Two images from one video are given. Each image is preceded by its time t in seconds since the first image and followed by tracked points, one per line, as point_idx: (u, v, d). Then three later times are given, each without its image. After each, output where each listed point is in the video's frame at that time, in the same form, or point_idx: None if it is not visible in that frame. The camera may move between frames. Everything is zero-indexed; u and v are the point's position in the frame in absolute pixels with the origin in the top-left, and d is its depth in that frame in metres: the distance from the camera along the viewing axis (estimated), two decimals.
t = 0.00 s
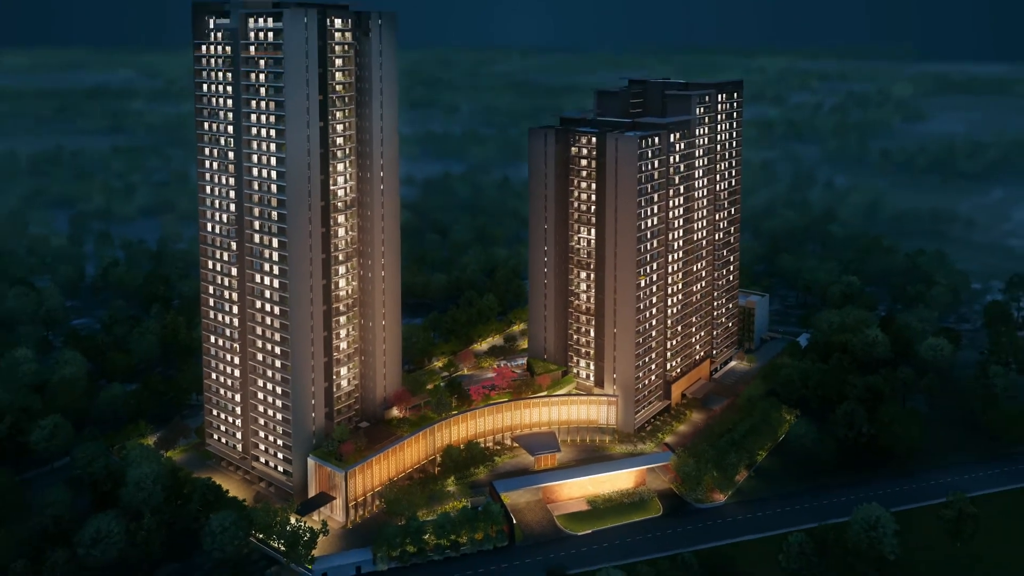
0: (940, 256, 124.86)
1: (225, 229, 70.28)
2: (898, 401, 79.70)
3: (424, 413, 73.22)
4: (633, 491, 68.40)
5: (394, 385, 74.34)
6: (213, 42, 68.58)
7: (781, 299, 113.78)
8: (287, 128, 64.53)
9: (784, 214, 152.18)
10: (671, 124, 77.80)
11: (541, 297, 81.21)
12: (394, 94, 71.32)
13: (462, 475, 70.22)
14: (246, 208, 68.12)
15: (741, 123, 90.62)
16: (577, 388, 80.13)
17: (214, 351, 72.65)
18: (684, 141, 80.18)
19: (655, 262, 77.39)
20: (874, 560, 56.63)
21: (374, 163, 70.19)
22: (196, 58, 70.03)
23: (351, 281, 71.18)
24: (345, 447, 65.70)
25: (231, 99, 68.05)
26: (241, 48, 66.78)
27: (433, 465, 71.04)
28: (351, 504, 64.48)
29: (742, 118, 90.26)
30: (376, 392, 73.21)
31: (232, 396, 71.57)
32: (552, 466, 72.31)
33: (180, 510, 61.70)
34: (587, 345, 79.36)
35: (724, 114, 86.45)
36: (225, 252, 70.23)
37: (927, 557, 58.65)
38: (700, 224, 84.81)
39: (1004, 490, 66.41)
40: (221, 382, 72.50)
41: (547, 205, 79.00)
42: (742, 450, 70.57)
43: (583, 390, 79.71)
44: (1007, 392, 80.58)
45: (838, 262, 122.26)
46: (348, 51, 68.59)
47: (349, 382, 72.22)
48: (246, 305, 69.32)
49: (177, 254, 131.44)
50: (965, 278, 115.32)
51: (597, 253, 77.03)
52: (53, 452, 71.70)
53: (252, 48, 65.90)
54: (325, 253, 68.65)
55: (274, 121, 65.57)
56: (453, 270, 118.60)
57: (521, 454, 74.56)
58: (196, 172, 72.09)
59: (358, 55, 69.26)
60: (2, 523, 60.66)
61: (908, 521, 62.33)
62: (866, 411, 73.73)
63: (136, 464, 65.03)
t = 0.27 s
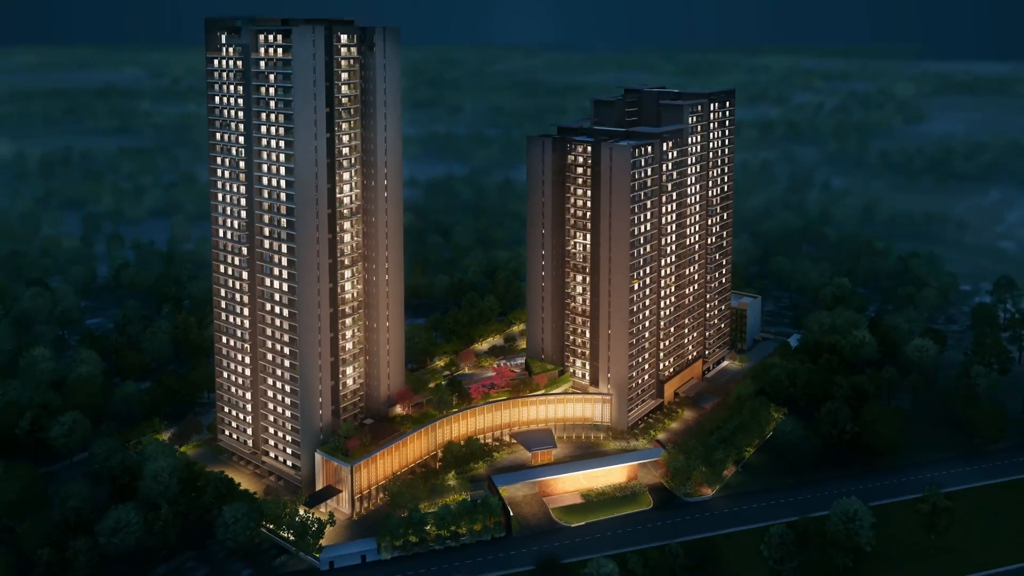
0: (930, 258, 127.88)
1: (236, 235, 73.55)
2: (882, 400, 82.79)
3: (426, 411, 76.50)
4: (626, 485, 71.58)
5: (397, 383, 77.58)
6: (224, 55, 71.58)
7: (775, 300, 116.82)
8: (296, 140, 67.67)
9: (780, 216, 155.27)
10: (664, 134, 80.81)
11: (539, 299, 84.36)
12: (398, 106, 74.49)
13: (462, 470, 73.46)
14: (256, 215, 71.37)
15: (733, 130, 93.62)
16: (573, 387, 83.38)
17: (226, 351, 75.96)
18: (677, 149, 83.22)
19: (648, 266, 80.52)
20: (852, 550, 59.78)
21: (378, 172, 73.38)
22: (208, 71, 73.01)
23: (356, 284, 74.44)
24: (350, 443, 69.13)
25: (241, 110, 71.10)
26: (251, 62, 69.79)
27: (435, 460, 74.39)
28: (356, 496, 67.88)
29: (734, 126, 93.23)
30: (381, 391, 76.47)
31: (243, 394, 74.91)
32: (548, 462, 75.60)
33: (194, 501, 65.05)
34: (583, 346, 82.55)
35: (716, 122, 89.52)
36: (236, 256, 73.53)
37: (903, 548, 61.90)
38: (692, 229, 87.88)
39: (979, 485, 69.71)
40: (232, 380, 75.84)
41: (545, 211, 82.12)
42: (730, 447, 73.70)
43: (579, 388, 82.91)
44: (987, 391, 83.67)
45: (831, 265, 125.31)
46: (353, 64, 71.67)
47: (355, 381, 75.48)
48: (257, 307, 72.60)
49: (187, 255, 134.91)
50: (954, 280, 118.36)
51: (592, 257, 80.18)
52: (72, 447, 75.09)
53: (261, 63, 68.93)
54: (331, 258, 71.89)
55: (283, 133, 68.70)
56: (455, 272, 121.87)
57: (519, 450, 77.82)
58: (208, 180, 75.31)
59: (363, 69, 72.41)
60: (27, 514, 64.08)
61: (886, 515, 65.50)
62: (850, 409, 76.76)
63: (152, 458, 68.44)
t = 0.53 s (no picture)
0: (923, 260, 130.34)
1: (245, 239, 76.34)
2: (870, 399, 85.34)
3: (427, 409, 79.12)
4: (620, 481, 74.28)
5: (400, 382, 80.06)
6: (234, 67, 74.22)
7: (770, 301, 119.35)
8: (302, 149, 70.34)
9: (777, 218, 157.84)
10: (658, 141, 83.34)
11: (537, 301, 87.08)
12: (400, 115, 77.11)
13: (462, 466, 76.20)
14: (264, 220, 74.14)
15: (727, 136, 96.13)
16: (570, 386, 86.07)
17: (235, 350, 78.80)
18: (671, 156, 85.78)
19: (642, 269, 83.16)
20: (835, 543, 62.51)
21: (381, 179, 76.04)
22: (218, 81, 75.66)
23: (360, 287, 77.15)
24: (354, 440, 71.92)
25: (250, 120, 73.83)
26: (259, 74, 72.43)
27: (436, 456, 77.14)
28: (361, 491, 70.66)
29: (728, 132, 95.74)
30: (385, 389, 79.05)
31: (251, 393, 77.74)
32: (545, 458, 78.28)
33: (206, 495, 67.82)
34: (579, 347, 85.21)
35: (709, 129, 92.07)
36: (245, 260, 76.33)
37: (884, 541, 64.55)
38: (686, 233, 90.45)
39: (960, 481, 72.39)
40: (241, 379, 78.66)
41: (543, 216, 84.78)
42: (721, 444, 76.35)
43: (576, 387, 85.57)
44: (972, 391, 86.21)
45: (825, 267, 127.96)
46: (357, 75, 74.27)
47: (359, 380, 78.19)
48: (265, 309, 75.42)
49: (195, 257, 137.89)
50: (945, 282, 120.86)
51: (588, 261, 82.86)
52: (87, 443, 77.97)
53: (269, 74, 71.56)
54: (336, 261, 74.65)
55: (290, 141, 71.40)
56: (457, 273, 124.69)
57: (517, 447, 80.56)
58: (218, 186, 78.11)
59: (367, 80, 75.05)
60: (46, 507, 66.96)
61: (869, 510, 68.15)
62: (838, 409, 79.30)
63: (165, 454, 71.32)
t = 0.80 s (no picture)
0: (915, 261, 133.03)
1: (254, 243, 79.47)
2: (857, 398, 88.25)
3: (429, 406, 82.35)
4: (614, 476, 77.32)
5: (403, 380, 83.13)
6: (243, 78, 77.19)
7: (764, 301, 122.16)
8: (309, 157, 73.38)
9: (774, 220, 160.56)
10: (652, 148, 86.20)
11: (535, 303, 90.11)
12: (403, 124, 80.06)
13: (463, 462, 79.30)
14: (273, 225, 77.23)
15: (720, 142, 98.91)
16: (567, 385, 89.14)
17: (244, 350, 81.96)
18: (665, 162, 88.62)
19: (637, 272, 86.10)
20: (817, 535, 65.59)
21: (385, 186, 79.06)
22: (228, 92, 78.66)
23: (364, 290, 80.22)
24: (359, 436, 75.08)
25: (258, 129, 76.81)
26: (267, 85, 75.40)
27: (437, 452, 80.26)
28: (365, 485, 73.82)
29: (722, 138, 98.50)
30: (388, 387, 82.14)
31: (260, 391, 80.93)
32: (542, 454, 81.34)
33: (217, 488, 71.12)
34: (576, 347, 88.22)
35: (703, 136, 94.87)
36: (254, 263, 79.47)
37: (866, 536, 67.49)
38: (680, 237, 93.33)
39: (940, 478, 75.31)
40: (250, 378, 81.86)
41: (541, 220, 87.74)
42: (711, 441, 79.29)
43: (573, 386, 88.59)
44: (957, 390, 89.10)
45: (819, 268, 130.75)
46: (362, 86, 77.27)
47: (364, 378, 81.30)
48: (273, 311, 78.52)
49: (202, 257, 141.23)
50: (936, 283, 123.68)
51: (585, 264, 85.83)
52: (103, 439, 81.30)
53: (277, 86, 74.53)
54: (342, 265, 77.75)
55: (297, 150, 74.42)
56: (459, 274, 127.77)
57: (515, 443, 83.65)
58: (228, 192, 81.23)
59: (371, 90, 78.00)
60: (65, 499, 70.57)
61: (852, 505, 71.23)
62: (825, 408, 82.22)
63: (178, 449, 74.57)
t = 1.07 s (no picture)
0: (907, 263, 135.70)
1: (261, 247, 82.37)
2: (846, 397, 91.06)
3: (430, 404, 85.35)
4: (608, 472, 80.18)
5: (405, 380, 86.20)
6: (251, 88, 79.86)
7: (759, 302, 125.00)
8: (315, 165, 76.20)
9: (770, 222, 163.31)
10: (647, 155, 88.90)
11: (534, 304, 92.92)
12: (406, 132, 82.85)
13: (463, 458, 82.17)
14: (280, 230, 80.09)
15: (714, 148, 101.57)
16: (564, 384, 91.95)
17: (252, 350, 84.92)
18: (660, 168, 91.33)
19: (632, 275, 88.90)
20: (802, 528, 68.43)
21: (388, 192, 81.90)
22: (236, 101, 81.36)
23: (368, 292, 83.13)
24: (363, 433, 78.04)
25: (266, 137, 79.54)
26: (275, 95, 78.08)
27: (438, 448, 83.15)
28: (369, 479, 76.73)
29: (715, 144, 101.16)
30: (391, 386, 85.17)
31: (268, 389, 83.91)
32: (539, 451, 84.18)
33: (227, 482, 74.15)
34: (573, 347, 91.07)
35: (698, 142, 97.55)
36: (262, 266, 82.36)
37: (849, 529, 70.29)
38: (675, 240, 96.07)
39: (925, 473, 77.94)
40: (258, 376, 84.81)
41: (539, 224, 90.53)
42: (703, 438, 82.15)
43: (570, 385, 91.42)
44: (943, 390, 91.91)
45: (813, 270, 133.48)
46: (366, 96, 80.03)
47: (368, 378, 84.25)
48: (280, 312, 81.47)
49: (209, 259, 144.32)
50: (927, 285, 126.48)
51: (581, 267, 88.62)
52: (116, 435, 84.41)
53: (284, 96, 77.18)
54: (346, 268, 80.66)
55: (304, 158, 77.22)
56: (460, 276, 130.65)
57: (514, 441, 86.53)
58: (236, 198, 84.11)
59: (375, 99, 80.76)
60: (83, 493, 73.00)
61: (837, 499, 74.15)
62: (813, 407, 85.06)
63: (189, 445, 77.64)
